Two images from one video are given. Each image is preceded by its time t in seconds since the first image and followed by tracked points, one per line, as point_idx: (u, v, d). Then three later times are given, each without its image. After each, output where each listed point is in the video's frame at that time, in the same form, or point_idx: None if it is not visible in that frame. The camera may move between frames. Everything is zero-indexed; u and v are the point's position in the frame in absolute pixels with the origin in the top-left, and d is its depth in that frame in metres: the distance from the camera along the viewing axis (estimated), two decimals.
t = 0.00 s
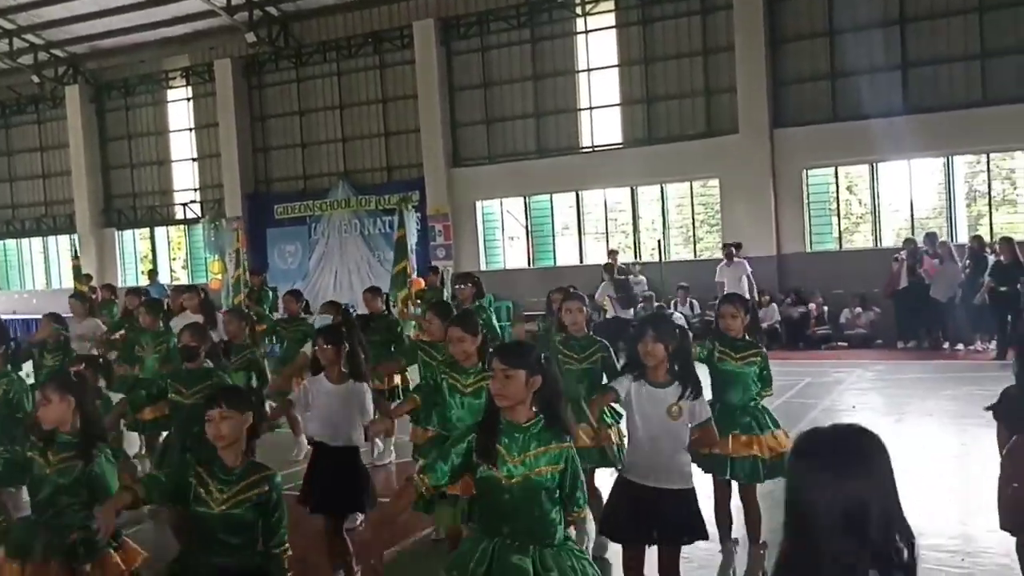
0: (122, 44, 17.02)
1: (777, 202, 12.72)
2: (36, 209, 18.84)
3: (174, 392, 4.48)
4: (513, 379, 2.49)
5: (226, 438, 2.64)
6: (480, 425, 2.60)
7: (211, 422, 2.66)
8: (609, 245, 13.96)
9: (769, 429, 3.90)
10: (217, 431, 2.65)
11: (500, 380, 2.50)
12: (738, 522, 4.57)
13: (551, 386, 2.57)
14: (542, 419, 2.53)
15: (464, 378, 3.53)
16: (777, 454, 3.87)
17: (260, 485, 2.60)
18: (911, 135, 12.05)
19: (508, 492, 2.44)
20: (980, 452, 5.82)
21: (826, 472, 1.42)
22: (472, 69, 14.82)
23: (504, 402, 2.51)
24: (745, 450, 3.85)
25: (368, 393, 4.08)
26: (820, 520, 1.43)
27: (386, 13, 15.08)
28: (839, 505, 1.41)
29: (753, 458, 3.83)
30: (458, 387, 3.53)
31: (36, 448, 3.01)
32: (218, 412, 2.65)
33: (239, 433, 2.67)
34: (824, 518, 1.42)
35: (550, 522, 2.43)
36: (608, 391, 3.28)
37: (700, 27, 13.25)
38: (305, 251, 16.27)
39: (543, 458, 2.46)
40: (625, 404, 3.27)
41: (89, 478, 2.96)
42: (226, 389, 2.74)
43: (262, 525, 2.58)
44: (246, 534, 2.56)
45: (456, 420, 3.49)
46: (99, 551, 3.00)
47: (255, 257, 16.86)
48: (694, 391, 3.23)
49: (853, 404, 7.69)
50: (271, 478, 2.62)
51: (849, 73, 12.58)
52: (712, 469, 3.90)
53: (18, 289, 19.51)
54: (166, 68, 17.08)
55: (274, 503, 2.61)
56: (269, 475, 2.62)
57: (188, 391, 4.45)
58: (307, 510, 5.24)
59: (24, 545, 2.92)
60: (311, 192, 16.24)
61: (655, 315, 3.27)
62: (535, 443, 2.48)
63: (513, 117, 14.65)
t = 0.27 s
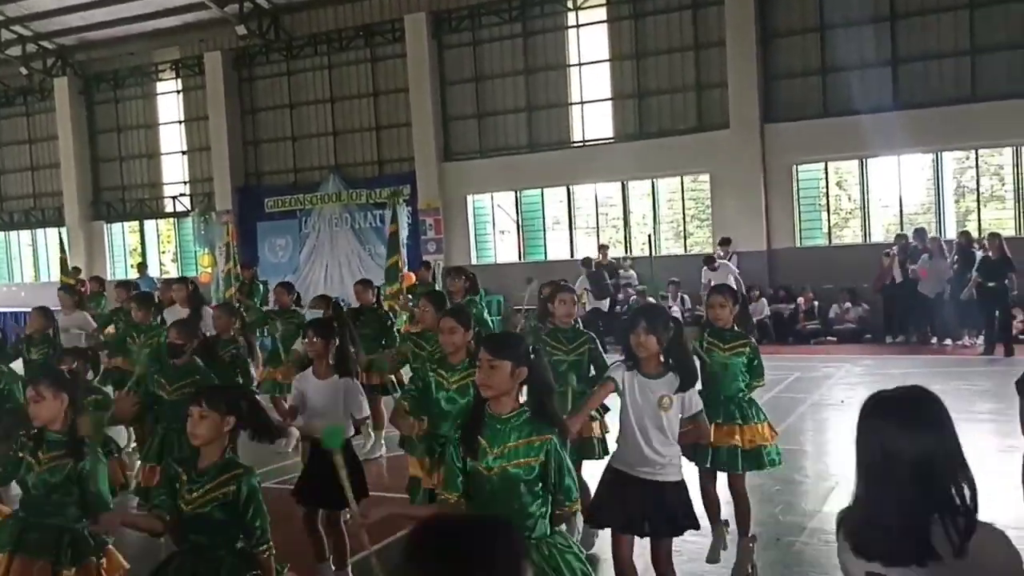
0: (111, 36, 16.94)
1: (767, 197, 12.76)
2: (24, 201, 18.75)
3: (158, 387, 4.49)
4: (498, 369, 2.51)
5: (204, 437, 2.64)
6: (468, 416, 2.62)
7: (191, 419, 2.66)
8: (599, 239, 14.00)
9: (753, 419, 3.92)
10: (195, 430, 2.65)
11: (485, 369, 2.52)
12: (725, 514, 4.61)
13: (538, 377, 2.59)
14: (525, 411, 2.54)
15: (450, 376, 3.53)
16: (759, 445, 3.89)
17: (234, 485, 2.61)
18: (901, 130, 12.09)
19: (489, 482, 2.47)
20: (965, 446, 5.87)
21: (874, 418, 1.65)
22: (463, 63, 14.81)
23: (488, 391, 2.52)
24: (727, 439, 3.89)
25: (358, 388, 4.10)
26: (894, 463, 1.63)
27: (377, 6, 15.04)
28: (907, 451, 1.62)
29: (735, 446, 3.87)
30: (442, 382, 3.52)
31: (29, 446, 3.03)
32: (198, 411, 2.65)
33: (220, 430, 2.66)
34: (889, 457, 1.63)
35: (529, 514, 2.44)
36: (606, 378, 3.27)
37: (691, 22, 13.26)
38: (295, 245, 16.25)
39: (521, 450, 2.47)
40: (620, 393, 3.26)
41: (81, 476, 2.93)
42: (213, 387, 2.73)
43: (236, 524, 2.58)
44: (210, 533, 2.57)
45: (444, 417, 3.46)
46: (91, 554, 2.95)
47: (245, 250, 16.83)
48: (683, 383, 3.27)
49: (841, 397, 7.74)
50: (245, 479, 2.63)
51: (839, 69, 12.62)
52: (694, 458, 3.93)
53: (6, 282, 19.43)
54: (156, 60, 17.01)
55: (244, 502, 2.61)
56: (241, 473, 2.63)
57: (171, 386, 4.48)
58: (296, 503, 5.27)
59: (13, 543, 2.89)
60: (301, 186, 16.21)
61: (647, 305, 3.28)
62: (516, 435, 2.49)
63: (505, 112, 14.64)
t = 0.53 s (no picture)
0: (105, 31, 16.89)
1: (762, 194, 12.76)
2: (18, 196, 18.70)
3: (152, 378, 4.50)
4: (486, 365, 2.50)
5: (190, 424, 2.63)
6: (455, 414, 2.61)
7: (174, 408, 2.65)
8: (595, 236, 14.00)
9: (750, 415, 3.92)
10: (180, 418, 2.63)
11: (472, 366, 2.51)
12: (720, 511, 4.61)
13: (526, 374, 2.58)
14: (513, 410, 2.53)
15: (444, 367, 3.54)
16: (758, 441, 3.88)
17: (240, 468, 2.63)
18: (896, 128, 12.10)
19: (474, 480, 2.47)
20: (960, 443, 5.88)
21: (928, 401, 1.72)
22: (459, 59, 14.79)
23: (476, 389, 2.51)
24: (727, 434, 3.87)
25: (352, 382, 4.08)
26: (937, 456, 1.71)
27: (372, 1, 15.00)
28: (962, 431, 1.69)
29: (733, 442, 3.86)
30: (437, 374, 3.54)
31: (25, 438, 3.01)
32: (180, 398, 2.64)
33: (206, 421, 2.65)
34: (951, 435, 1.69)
35: (512, 513, 2.43)
36: (593, 380, 3.26)
37: (687, 18, 13.25)
38: (291, 241, 16.23)
39: (504, 449, 2.46)
40: (609, 395, 3.25)
41: (76, 471, 2.90)
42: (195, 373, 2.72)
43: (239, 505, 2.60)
44: (225, 519, 2.57)
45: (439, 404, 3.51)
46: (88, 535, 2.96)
47: (240, 245, 16.80)
48: (675, 381, 3.27)
49: (836, 394, 7.75)
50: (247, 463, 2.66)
51: (835, 66, 12.62)
52: (694, 456, 3.91)
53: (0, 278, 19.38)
54: (150, 55, 16.97)
55: (252, 484, 2.64)
56: (245, 456, 2.66)
57: (163, 373, 4.49)
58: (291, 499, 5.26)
59: (9, 533, 2.92)
60: (296, 181, 16.18)
61: (638, 304, 3.27)
62: (502, 432, 2.48)
63: (501, 108, 14.63)
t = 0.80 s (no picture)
0: (102, 26, 16.85)
1: (760, 191, 12.77)
2: (14, 192, 18.66)
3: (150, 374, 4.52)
4: (485, 359, 2.50)
5: (189, 432, 2.64)
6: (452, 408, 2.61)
7: (172, 418, 2.65)
8: (591, 233, 14.01)
9: (749, 410, 3.93)
10: (179, 427, 2.63)
11: (471, 360, 2.52)
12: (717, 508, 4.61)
13: (526, 369, 2.58)
14: (513, 403, 2.54)
15: (446, 371, 3.56)
16: (759, 436, 3.88)
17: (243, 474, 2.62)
18: (893, 125, 12.11)
19: (475, 475, 2.46)
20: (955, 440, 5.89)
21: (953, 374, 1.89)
22: (456, 56, 14.78)
23: (475, 382, 2.52)
24: (728, 431, 3.86)
25: (351, 380, 4.07)
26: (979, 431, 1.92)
27: None
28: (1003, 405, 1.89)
29: (734, 438, 3.86)
30: (441, 381, 3.56)
31: (14, 435, 2.98)
32: (177, 408, 2.64)
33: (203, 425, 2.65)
34: (971, 407, 1.86)
35: (512, 507, 2.43)
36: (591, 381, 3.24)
37: (685, 15, 13.26)
38: (288, 237, 16.22)
39: (508, 443, 2.47)
40: (609, 394, 3.25)
41: (69, 467, 2.91)
42: (190, 381, 2.73)
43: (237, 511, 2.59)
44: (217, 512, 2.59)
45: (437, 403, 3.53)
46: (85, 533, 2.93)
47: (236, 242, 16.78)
48: (673, 377, 3.28)
49: (833, 392, 7.76)
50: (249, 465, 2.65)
51: (832, 63, 12.62)
52: (695, 453, 3.88)
53: None
54: (147, 51, 16.96)
55: (254, 490, 2.62)
56: (245, 462, 2.63)
57: (162, 373, 4.50)
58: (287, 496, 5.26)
59: (7, 530, 2.93)
60: (293, 178, 16.15)
61: (637, 299, 3.28)
62: (504, 426, 2.49)
63: (498, 105, 14.62)
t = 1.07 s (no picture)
0: (98, 22, 16.81)
1: (756, 188, 12.78)
2: (10, 188, 18.61)
3: (144, 372, 4.46)
4: (486, 358, 2.50)
5: (189, 426, 2.65)
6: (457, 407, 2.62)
7: (173, 410, 2.66)
8: (589, 230, 14.00)
9: (747, 408, 3.93)
10: (179, 420, 2.65)
11: (473, 359, 2.52)
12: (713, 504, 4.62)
13: (529, 367, 2.58)
14: (517, 399, 2.55)
15: (439, 363, 3.54)
16: (753, 436, 3.90)
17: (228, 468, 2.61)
18: (889, 122, 12.12)
19: (481, 472, 2.46)
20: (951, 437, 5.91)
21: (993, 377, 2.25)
22: (453, 52, 14.77)
23: (478, 381, 2.52)
24: (723, 429, 3.88)
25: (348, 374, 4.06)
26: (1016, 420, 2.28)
27: None
28: None
29: (729, 436, 3.88)
30: (433, 371, 3.54)
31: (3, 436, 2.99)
32: (178, 401, 2.66)
33: (207, 417, 2.67)
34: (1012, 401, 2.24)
35: (520, 500, 2.44)
36: (600, 380, 3.21)
37: (682, 13, 13.26)
38: (285, 233, 16.20)
39: (513, 437, 2.48)
40: (616, 392, 3.22)
41: (62, 463, 2.91)
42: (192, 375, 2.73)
43: (221, 508, 2.58)
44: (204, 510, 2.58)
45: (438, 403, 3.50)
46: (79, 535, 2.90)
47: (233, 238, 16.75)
48: (680, 373, 3.27)
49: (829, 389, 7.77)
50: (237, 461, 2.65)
51: (829, 61, 12.63)
52: (690, 450, 3.92)
53: None
54: (143, 46, 16.93)
55: (233, 488, 2.59)
56: (229, 460, 2.62)
57: (155, 370, 4.44)
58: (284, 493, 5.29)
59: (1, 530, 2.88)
60: (290, 174, 16.13)
61: (641, 298, 3.27)
62: (508, 422, 2.50)
63: (495, 102, 14.61)
